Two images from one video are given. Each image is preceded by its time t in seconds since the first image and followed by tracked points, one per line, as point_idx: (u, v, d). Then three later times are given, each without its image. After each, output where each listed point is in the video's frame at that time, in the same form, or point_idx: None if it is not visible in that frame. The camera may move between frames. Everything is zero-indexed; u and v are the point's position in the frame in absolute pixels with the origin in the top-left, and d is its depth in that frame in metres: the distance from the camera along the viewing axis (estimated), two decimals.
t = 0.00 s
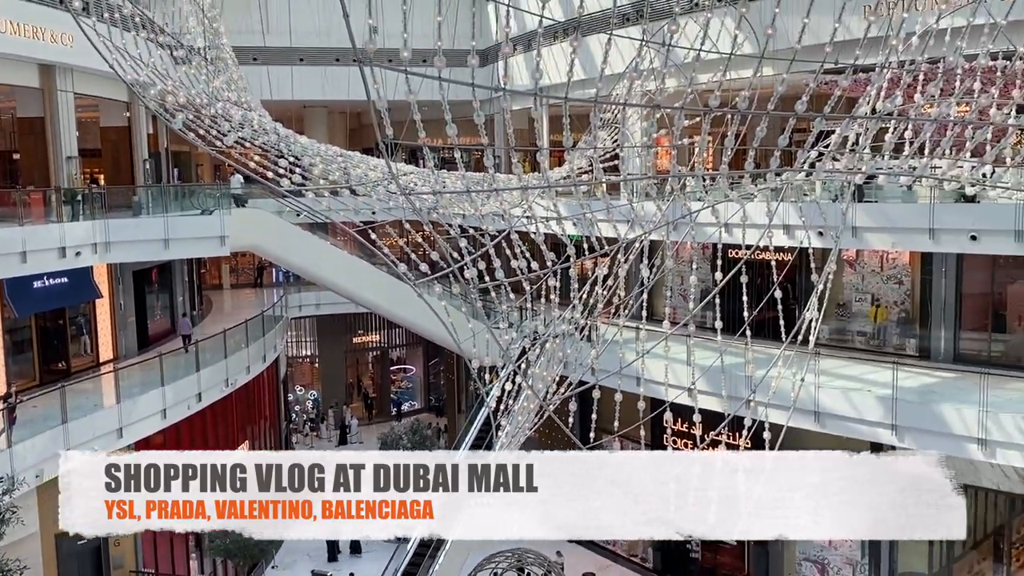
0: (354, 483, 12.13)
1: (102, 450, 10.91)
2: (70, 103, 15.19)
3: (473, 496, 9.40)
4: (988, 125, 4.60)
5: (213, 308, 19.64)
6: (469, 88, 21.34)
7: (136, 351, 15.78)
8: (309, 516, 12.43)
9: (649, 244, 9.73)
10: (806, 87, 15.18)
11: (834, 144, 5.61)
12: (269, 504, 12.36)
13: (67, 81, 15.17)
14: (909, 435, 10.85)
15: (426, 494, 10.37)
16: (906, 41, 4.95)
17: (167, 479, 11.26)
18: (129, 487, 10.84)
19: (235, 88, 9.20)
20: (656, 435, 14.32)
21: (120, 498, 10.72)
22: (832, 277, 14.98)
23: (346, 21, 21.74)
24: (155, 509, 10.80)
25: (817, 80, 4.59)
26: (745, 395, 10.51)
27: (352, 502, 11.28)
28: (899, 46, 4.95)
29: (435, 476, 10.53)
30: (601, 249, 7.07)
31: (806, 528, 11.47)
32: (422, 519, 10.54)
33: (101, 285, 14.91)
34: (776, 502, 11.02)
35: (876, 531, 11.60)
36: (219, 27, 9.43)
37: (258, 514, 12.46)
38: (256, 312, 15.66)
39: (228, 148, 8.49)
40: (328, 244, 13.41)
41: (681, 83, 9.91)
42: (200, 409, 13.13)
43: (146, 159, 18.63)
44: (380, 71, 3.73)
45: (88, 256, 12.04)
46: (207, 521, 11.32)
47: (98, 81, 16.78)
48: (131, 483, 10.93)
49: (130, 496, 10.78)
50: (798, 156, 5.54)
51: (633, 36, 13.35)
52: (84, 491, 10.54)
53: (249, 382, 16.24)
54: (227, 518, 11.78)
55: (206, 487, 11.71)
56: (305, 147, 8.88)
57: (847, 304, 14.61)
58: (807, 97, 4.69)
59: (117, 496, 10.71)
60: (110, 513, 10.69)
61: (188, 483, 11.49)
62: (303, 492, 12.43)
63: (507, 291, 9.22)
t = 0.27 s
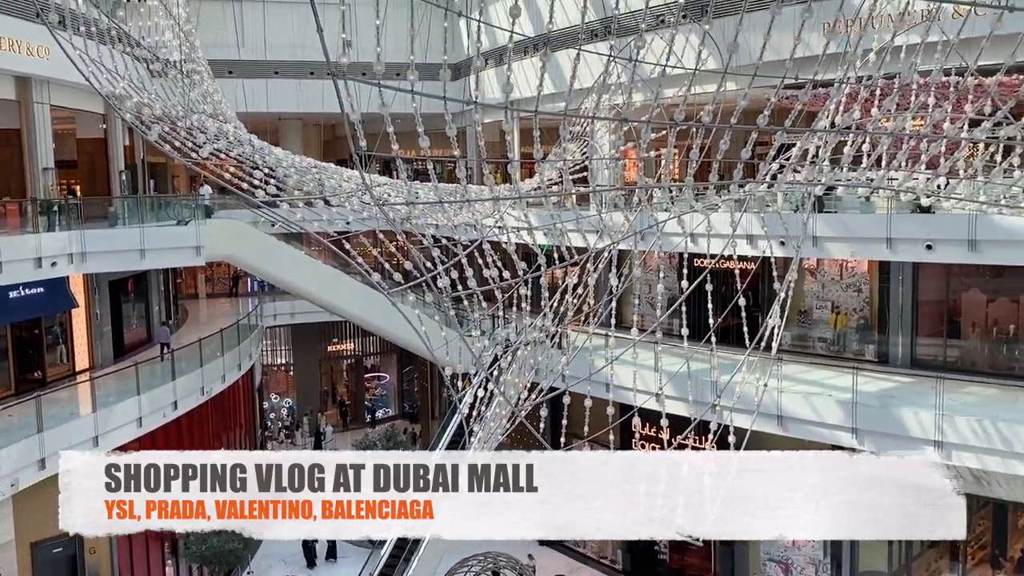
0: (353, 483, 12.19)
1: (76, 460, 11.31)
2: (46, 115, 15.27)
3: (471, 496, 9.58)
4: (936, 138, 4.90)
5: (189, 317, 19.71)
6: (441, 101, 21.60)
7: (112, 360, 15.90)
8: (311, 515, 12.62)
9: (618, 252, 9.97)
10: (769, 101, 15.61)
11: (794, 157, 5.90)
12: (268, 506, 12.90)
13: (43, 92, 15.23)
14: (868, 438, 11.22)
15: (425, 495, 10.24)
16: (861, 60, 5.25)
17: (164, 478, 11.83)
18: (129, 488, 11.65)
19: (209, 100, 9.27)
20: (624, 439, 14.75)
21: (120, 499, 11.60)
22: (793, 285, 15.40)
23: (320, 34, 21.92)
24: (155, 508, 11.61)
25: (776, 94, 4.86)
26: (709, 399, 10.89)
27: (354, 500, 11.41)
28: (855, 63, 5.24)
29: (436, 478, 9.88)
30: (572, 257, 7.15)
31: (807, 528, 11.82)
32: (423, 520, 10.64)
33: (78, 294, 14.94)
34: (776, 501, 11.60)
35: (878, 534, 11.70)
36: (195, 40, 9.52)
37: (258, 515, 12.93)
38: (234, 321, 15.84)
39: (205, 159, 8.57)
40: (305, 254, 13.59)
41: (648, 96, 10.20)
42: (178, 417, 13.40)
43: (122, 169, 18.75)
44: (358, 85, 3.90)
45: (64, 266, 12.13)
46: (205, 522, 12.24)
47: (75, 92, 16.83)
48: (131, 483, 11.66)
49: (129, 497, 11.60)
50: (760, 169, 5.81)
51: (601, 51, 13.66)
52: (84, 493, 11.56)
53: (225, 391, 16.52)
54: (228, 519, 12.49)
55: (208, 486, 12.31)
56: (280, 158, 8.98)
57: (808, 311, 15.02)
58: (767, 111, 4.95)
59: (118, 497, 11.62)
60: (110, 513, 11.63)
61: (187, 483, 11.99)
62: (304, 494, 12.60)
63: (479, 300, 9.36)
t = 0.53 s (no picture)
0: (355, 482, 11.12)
1: (41, 471, 11.22)
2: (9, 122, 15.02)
3: (473, 495, 10.09)
4: (897, 147, 5.02)
5: (157, 326, 19.49)
6: (411, 110, 21.64)
7: (78, 369, 15.69)
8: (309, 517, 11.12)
9: (588, 261, 10.04)
10: (737, 113, 15.74)
11: (760, 166, 5.98)
12: (267, 504, 11.54)
13: (7, 99, 14.99)
14: (834, 443, 11.39)
15: (425, 495, 9.91)
16: (825, 70, 5.35)
17: (161, 480, 11.78)
18: (128, 488, 11.72)
19: (178, 107, 9.17)
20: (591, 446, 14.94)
21: (120, 497, 11.66)
22: (759, 292, 15.59)
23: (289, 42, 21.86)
24: (155, 508, 11.50)
25: (741, 104, 4.95)
26: (678, 405, 10.99)
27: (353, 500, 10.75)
28: (818, 74, 5.36)
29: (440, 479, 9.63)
30: (539, 264, 7.19)
31: (808, 529, 11.86)
32: (425, 520, 10.21)
33: (43, 303, 14.79)
34: (777, 502, 11.65)
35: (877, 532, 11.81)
36: (162, 48, 9.41)
37: (258, 516, 11.50)
38: (203, 329, 15.72)
39: (173, 167, 8.44)
40: (274, 262, 13.67)
41: (616, 105, 10.27)
42: (146, 426, 13.29)
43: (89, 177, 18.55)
44: (327, 92, 3.90)
45: (29, 274, 11.97)
46: (207, 522, 11.59)
47: (40, 100, 16.61)
48: (130, 483, 11.76)
49: (129, 497, 11.66)
50: (727, 178, 5.90)
51: (571, 60, 13.75)
52: (86, 490, 11.90)
53: (193, 399, 16.39)
54: (228, 518, 11.36)
55: (206, 485, 11.94)
56: (249, 167, 8.88)
57: (774, 319, 15.20)
58: (733, 120, 5.03)
59: (117, 497, 11.71)
60: (110, 513, 11.65)
61: (186, 482, 11.77)
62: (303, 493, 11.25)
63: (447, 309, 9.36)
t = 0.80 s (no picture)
0: (353, 483, 14.11)
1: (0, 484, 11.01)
2: None
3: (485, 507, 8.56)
4: (859, 156, 5.13)
5: (120, 335, 19.21)
6: (378, 118, 21.60)
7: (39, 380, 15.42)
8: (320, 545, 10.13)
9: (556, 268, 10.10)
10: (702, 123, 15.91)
11: (724, 175, 6.09)
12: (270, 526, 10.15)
13: None
14: (798, 448, 11.55)
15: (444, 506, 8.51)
16: (788, 82, 5.47)
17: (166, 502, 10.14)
18: (129, 489, 14.21)
19: (142, 114, 9.07)
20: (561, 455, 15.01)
21: (121, 499, 14.23)
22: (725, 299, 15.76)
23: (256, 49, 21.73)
24: (154, 509, 14.40)
25: (706, 114, 5.05)
26: (646, 411, 11.09)
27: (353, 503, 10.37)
28: (782, 85, 5.48)
29: (435, 477, 12.69)
30: (507, 271, 7.24)
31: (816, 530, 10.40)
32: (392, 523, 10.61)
33: (3, 313, 14.53)
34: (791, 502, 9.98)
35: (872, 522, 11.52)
36: (127, 55, 9.31)
37: (258, 515, 15.35)
38: (168, 338, 15.55)
39: (138, 175, 8.34)
40: (239, 269, 13.70)
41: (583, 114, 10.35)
42: (109, 437, 13.11)
43: (50, 184, 18.25)
44: (298, 100, 3.90)
45: None
46: (205, 521, 14.98)
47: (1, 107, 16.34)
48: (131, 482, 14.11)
49: (130, 499, 14.30)
50: (693, 186, 6.00)
51: (539, 70, 13.82)
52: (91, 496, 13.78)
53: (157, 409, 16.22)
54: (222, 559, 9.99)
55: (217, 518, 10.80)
56: (215, 175, 8.80)
57: (739, 325, 15.38)
58: (698, 130, 5.12)
59: (120, 499, 14.24)
60: (112, 513, 14.24)
61: (189, 484, 14.77)
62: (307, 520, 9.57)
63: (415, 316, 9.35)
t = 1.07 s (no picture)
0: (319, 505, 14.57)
1: None
2: None
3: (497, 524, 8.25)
4: (820, 165, 5.20)
5: (78, 344, 18.83)
6: (342, 124, 21.49)
7: None
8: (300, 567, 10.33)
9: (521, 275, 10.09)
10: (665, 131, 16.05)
11: (689, 183, 6.14)
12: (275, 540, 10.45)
13: None
14: (761, 454, 11.64)
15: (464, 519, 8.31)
16: (751, 90, 5.52)
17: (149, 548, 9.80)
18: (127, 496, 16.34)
19: (101, 119, 8.91)
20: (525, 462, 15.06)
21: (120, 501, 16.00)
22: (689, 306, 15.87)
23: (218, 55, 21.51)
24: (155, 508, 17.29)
25: (670, 123, 5.09)
26: (611, 418, 11.11)
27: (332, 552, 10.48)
28: (744, 94, 5.54)
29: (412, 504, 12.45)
30: (473, 278, 7.22)
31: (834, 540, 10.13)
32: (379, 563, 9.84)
33: None
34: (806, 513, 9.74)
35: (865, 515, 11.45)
36: (85, 59, 9.14)
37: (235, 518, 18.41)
38: (128, 347, 15.26)
39: (96, 181, 8.18)
40: (200, 276, 13.53)
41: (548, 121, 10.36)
42: (66, 447, 12.82)
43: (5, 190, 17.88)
44: (261, 105, 3.85)
45: None
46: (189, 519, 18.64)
47: None
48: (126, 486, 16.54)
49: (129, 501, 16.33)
50: (658, 194, 6.04)
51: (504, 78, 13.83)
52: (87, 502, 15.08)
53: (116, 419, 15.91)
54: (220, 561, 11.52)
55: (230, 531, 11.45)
56: (177, 181, 8.67)
57: (703, 332, 15.50)
58: (661, 138, 5.17)
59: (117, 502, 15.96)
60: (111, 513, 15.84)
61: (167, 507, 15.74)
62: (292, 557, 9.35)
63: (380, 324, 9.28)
